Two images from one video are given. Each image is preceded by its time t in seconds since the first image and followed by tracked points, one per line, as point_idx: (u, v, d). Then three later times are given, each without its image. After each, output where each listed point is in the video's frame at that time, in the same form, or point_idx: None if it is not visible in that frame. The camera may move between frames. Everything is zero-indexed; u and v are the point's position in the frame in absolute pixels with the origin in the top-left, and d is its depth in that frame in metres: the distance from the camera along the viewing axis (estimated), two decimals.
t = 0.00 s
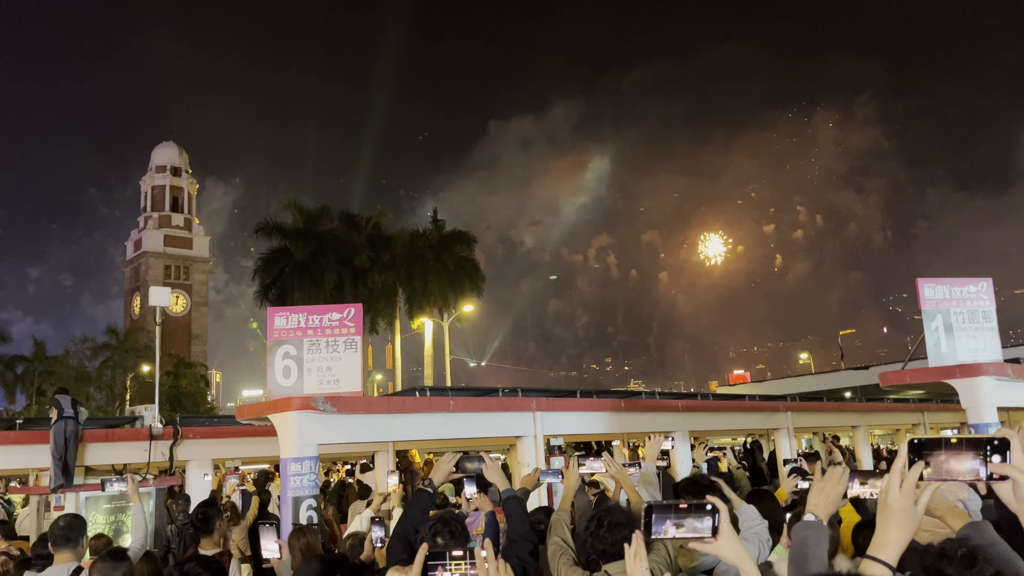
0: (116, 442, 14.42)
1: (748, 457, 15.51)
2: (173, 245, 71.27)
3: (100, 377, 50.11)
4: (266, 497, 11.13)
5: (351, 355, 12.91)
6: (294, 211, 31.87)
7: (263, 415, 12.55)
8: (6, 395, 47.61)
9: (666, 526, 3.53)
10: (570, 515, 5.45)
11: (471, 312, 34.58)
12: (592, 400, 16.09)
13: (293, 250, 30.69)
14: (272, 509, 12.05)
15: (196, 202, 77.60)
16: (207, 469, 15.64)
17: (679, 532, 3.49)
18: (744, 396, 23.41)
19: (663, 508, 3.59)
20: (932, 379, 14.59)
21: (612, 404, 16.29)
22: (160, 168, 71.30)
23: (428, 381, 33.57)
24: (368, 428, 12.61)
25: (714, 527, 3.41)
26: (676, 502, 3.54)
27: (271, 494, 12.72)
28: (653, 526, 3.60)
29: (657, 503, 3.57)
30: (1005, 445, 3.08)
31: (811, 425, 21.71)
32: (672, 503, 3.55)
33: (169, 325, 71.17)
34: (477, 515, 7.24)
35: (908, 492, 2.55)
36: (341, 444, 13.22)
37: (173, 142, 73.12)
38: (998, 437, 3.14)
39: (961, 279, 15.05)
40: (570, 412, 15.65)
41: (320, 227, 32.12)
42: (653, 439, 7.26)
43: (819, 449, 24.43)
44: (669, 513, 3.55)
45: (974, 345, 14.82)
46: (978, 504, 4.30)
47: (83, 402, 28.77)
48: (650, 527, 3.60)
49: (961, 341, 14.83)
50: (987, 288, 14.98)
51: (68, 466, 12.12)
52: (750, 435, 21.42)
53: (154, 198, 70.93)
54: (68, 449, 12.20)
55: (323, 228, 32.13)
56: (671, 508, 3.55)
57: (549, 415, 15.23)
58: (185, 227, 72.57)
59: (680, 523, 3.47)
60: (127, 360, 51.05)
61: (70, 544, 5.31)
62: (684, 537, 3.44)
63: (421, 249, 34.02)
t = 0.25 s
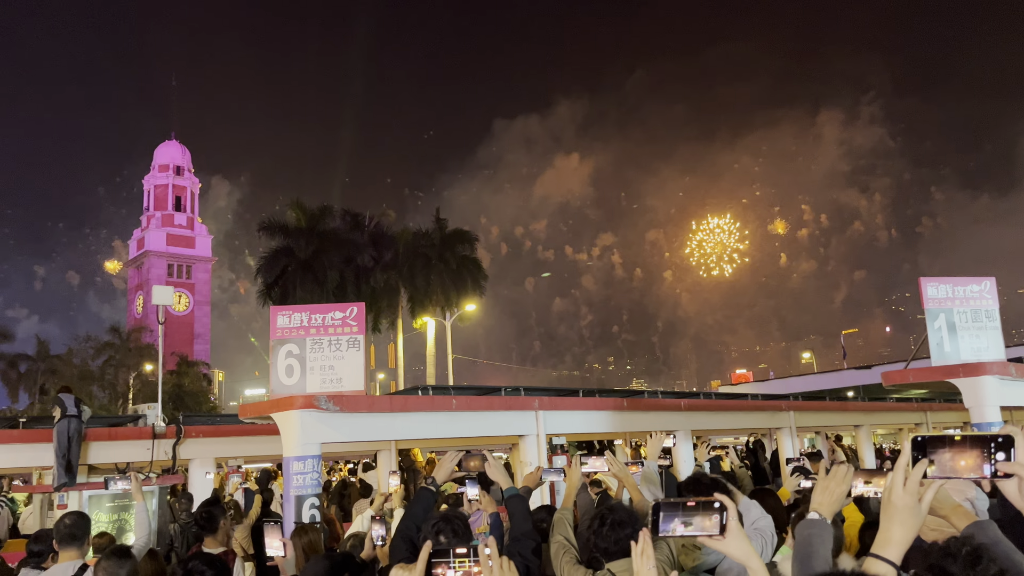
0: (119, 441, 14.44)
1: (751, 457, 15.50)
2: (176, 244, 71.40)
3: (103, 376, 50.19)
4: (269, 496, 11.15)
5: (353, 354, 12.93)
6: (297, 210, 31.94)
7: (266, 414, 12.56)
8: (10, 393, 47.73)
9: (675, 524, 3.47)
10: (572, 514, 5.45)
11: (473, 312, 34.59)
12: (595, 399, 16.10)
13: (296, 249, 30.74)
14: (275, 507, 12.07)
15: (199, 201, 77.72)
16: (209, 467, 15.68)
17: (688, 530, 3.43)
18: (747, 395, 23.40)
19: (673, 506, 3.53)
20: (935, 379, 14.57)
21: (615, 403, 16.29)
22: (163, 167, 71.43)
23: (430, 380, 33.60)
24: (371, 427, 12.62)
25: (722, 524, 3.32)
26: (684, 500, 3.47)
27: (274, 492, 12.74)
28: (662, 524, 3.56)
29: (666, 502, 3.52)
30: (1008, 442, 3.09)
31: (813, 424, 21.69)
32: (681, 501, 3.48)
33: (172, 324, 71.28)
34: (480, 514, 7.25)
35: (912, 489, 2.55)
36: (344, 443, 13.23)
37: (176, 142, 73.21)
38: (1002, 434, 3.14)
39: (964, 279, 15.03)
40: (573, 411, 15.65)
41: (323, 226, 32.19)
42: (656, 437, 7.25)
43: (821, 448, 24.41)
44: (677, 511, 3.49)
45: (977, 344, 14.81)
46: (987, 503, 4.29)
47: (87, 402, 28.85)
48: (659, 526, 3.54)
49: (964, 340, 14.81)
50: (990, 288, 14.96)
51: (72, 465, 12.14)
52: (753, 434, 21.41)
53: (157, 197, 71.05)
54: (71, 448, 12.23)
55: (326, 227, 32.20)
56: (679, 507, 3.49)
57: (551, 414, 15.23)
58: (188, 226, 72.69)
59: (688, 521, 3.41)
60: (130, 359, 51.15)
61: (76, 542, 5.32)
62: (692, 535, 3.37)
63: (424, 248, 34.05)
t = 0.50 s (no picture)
0: (120, 440, 14.46)
1: (752, 456, 15.48)
2: (178, 243, 71.50)
3: (105, 375, 50.29)
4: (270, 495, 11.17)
5: (355, 354, 12.93)
6: (299, 210, 31.99)
7: (267, 413, 12.56)
8: (12, 393, 47.84)
9: (682, 526, 3.48)
10: (573, 514, 5.45)
11: (475, 311, 34.57)
12: (597, 399, 16.09)
13: (298, 248, 30.78)
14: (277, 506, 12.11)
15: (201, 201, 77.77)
16: (211, 466, 15.72)
17: (695, 531, 3.44)
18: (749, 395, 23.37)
19: (679, 507, 3.56)
20: (938, 378, 14.55)
21: (616, 403, 16.27)
22: (165, 167, 71.46)
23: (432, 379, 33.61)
24: (372, 426, 12.62)
25: (731, 524, 3.35)
26: (692, 501, 3.49)
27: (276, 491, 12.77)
28: (667, 525, 3.57)
29: (673, 502, 3.53)
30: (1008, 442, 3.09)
31: (815, 424, 21.66)
32: (688, 502, 3.51)
33: (174, 323, 71.40)
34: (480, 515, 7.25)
35: (915, 489, 2.54)
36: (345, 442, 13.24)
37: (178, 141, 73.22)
38: (1002, 433, 3.15)
39: (967, 278, 15.00)
40: (574, 410, 15.64)
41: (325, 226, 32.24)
42: (657, 437, 7.23)
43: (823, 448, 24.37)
44: (684, 512, 3.51)
45: (979, 344, 14.77)
46: (990, 502, 4.28)
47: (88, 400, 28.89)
48: (665, 527, 3.57)
49: (966, 340, 14.79)
50: (993, 287, 14.93)
51: (73, 464, 12.16)
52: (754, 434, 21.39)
53: (160, 196, 71.14)
54: (74, 447, 12.24)
55: (328, 227, 32.25)
56: (687, 507, 3.51)
57: (553, 414, 15.22)
58: (190, 226, 72.72)
59: (696, 523, 3.42)
60: (132, 359, 51.26)
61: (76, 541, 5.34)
62: (700, 536, 3.39)
63: (425, 248, 34.04)
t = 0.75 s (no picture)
0: (122, 439, 14.48)
1: (754, 456, 15.49)
2: (180, 242, 71.58)
3: (107, 374, 50.39)
4: (271, 495, 11.19)
5: (356, 353, 12.94)
6: (301, 209, 32.04)
7: (268, 412, 12.58)
8: (15, 392, 47.93)
9: (685, 526, 3.48)
10: (574, 513, 5.45)
11: (476, 310, 34.55)
12: (598, 398, 16.10)
13: (300, 248, 30.83)
14: (278, 506, 12.13)
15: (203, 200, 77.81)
16: (212, 465, 15.74)
17: (700, 531, 3.44)
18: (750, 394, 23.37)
19: (683, 507, 3.56)
20: (939, 377, 14.55)
21: (618, 402, 16.27)
22: (168, 166, 71.46)
23: (433, 378, 33.63)
24: (374, 426, 12.62)
25: (736, 524, 3.34)
26: (696, 500, 3.49)
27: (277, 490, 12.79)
28: (671, 525, 3.57)
29: (675, 501, 3.54)
30: (1009, 440, 3.09)
31: (817, 423, 21.65)
32: (693, 502, 3.50)
33: (176, 322, 71.50)
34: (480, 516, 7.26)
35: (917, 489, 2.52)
36: (346, 441, 13.24)
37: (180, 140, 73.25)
38: (1002, 432, 3.15)
39: (969, 278, 14.98)
40: (575, 410, 15.64)
41: (326, 226, 32.28)
42: (658, 436, 7.23)
43: (825, 448, 24.37)
44: (688, 512, 3.50)
45: (981, 343, 14.75)
46: (992, 501, 4.28)
47: (90, 400, 28.92)
48: (669, 527, 3.57)
49: (968, 339, 14.77)
50: (995, 286, 14.92)
51: (75, 463, 12.19)
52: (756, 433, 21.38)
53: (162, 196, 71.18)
54: (75, 446, 12.26)
55: (329, 227, 32.30)
56: (691, 507, 3.50)
57: (554, 413, 15.21)
58: (192, 225, 72.87)
59: (700, 523, 3.42)
60: (134, 358, 51.35)
61: (76, 541, 5.40)
62: (704, 536, 3.38)
63: (427, 247, 34.05)
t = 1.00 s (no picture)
0: (123, 438, 14.49)
1: (755, 455, 15.49)
2: (181, 241, 71.56)
3: (108, 373, 50.38)
4: (273, 494, 11.20)
5: (357, 352, 12.94)
6: (302, 208, 32.04)
7: (270, 412, 12.59)
8: (16, 391, 47.92)
9: (688, 526, 3.49)
10: (575, 512, 5.45)
11: (477, 309, 34.55)
12: (600, 397, 16.10)
13: (301, 246, 30.84)
14: (280, 505, 12.14)
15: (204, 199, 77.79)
16: (214, 464, 15.73)
17: (702, 530, 3.44)
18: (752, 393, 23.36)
19: (685, 507, 3.57)
20: (941, 377, 14.54)
21: (619, 401, 16.27)
22: (169, 165, 71.40)
23: (435, 377, 33.65)
24: (375, 425, 12.63)
25: (738, 523, 3.33)
26: (698, 499, 3.49)
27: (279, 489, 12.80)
28: (674, 525, 3.57)
29: (678, 501, 3.54)
30: (1010, 440, 3.09)
31: (818, 422, 21.64)
32: (694, 501, 3.51)
33: (177, 321, 71.53)
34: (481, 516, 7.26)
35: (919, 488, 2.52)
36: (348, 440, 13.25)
37: (181, 139, 73.25)
38: (1003, 432, 3.15)
39: (970, 277, 14.96)
40: (576, 409, 15.65)
41: (328, 224, 32.30)
42: (660, 435, 7.24)
43: (826, 447, 24.37)
44: (691, 511, 3.51)
45: (983, 343, 14.73)
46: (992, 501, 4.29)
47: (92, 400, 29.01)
48: (671, 526, 3.57)
49: (970, 339, 14.75)
50: (996, 286, 14.89)
51: (77, 461, 12.18)
52: (757, 432, 21.37)
53: (163, 195, 71.14)
54: (77, 445, 12.28)
55: (331, 225, 32.30)
56: (693, 507, 3.51)
57: (555, 413, 15.22)
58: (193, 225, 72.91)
59: (702, 522, 3.43)
60: (135, 357, 51.37)
61: (75, 541, 5.46)
62: (707, 535, 3.39)
63: (428, 246, 34.05)
